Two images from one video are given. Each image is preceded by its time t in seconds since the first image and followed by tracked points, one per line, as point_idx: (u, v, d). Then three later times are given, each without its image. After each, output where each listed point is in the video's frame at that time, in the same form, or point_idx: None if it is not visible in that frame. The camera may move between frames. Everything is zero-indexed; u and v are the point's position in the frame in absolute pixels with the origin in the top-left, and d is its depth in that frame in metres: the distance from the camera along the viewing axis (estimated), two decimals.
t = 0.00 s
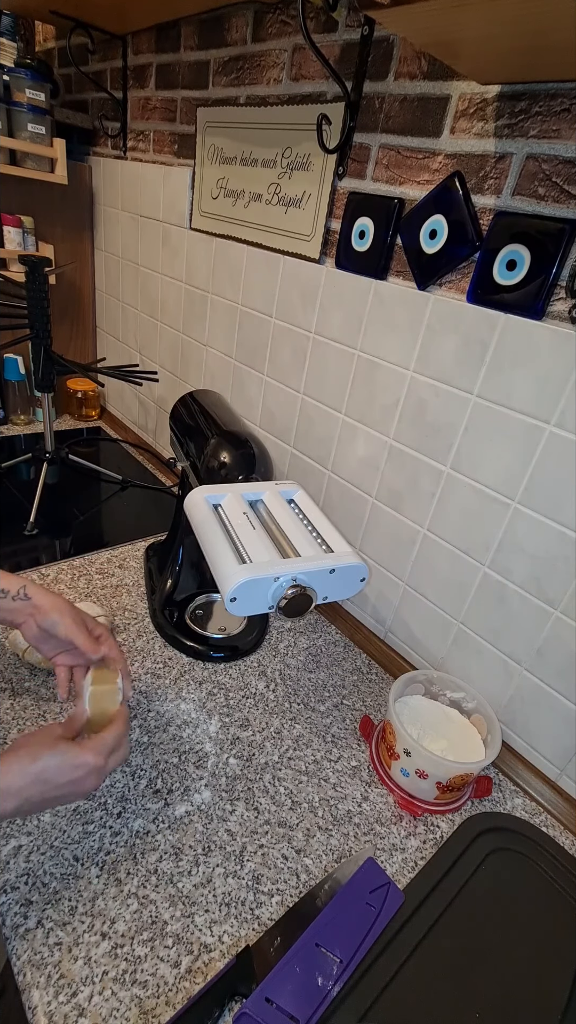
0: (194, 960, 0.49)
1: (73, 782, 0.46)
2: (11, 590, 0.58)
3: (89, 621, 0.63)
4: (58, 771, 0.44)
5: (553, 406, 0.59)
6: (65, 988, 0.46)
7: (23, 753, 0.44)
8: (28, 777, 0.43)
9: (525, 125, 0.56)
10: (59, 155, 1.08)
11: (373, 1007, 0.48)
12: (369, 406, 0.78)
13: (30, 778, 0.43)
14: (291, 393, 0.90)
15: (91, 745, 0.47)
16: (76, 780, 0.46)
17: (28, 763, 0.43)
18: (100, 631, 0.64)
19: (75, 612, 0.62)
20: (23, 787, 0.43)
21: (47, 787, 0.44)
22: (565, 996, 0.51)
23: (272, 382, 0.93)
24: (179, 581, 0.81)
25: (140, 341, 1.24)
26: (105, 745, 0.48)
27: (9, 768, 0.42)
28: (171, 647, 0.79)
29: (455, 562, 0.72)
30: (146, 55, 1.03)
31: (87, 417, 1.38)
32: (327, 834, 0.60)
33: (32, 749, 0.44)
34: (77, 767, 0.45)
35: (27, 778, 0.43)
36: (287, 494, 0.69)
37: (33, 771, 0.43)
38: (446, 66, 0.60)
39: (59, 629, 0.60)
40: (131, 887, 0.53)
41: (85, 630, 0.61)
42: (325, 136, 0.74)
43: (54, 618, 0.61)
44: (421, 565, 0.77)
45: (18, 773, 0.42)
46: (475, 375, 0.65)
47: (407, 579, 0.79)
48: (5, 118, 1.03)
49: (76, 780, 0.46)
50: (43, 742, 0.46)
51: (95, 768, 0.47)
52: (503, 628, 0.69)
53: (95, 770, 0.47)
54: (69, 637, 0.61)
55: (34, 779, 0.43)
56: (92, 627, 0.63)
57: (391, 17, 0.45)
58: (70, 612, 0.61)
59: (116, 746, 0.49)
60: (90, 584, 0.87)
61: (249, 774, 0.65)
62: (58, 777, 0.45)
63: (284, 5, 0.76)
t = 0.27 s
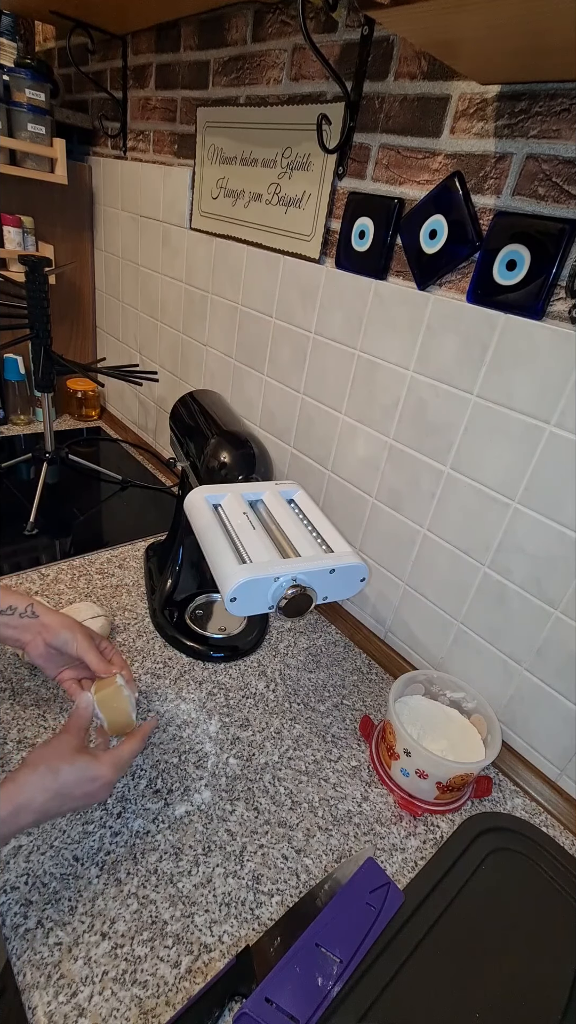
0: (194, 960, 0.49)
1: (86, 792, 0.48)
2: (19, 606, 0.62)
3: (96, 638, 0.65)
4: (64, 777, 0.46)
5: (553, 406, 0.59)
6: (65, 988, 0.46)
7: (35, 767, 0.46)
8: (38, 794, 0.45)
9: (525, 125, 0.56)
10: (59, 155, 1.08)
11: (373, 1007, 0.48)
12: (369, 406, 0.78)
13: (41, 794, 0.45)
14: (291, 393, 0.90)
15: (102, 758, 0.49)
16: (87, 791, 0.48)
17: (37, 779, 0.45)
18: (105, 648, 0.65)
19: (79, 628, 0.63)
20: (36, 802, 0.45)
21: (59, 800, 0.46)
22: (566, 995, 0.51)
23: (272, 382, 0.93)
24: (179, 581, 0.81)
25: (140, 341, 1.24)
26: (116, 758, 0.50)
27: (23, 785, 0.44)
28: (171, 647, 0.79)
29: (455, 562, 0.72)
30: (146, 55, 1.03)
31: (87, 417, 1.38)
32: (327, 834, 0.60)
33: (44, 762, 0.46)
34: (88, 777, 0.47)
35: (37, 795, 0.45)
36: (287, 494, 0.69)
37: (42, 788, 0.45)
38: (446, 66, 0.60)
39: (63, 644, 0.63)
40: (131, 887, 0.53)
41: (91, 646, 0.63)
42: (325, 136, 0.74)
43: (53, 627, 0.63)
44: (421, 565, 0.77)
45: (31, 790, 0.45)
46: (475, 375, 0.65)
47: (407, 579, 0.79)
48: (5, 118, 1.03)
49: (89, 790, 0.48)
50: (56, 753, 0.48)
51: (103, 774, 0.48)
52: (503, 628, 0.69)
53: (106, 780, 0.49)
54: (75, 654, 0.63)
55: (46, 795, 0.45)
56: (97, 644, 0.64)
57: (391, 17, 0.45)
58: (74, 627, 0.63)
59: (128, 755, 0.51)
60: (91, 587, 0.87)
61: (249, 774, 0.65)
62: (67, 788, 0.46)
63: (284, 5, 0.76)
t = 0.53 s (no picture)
0: (194, 960, 0.49)
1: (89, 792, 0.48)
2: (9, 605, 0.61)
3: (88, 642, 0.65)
4: (67, 774, 0.47)
5: (553, 406, 0.59)
6: (65, 988, 0.46)
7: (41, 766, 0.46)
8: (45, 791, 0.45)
9: (525, 125, 0.56)
10: (59, 155, 1.08)
11: (373, 1007, 0.48)
12: (369, 406, 0.78)
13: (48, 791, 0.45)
14: (291, 393, 0.90)
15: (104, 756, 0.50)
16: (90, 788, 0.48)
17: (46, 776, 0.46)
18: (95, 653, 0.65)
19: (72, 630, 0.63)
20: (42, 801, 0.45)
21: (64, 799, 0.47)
22: (566, 995, 0.51)
23: (272, 382, 0.93)
24: (179, 581, 0.81)
25: (140, 341, 1.24)
26: (117, 757, 0.51)
27: (32, 782, 0.44)
28: (171, 647, 0.79)
29: (455, 562, 0.72)
30: (146, 55, 1.02)
31: (87, 417, 1.38)
32: (327, 834, 0.60)
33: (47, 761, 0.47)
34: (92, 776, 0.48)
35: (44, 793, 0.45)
36: (287, 494, 0.69)
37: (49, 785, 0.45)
38: (446, 66, 0.60)
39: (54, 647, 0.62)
40: (131, 886, 0.53)
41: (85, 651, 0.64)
42: (325, 136, 0.74)
43: (50, 627, 0.62)
44: (421, 565, 0.77)
45: (39, 787, 0.45)
46: (475, 375, 0.65)
47: (407, 579, 0.79)
48: (5, 118, 1.03)
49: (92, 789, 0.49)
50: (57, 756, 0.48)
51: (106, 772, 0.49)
52: (503, 628, 0.69)
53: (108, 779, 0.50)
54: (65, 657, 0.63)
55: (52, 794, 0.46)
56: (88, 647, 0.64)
57: (391, 17, 0.45)
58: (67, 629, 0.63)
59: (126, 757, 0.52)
60: (91, 585, 0.87)
61: (249, 774, 0.65)
62: (70, 784, 0.47)
63: (284, 5, 0.76)
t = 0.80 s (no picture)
0: (194, 960, 0.49)
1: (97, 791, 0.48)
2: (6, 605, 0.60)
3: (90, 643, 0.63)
4: (75, 769, 0.45)
5: (553, 406, 0.59)
6: (65, 988, 0.46)
7: (47, 762, 0.45)
8: (51, 790, 0.44)
9: (525, 125, 0.56)
10: (59, 155, 1.08)
11: (373, 1007, 0.48)
12: (369, 406, 0.78)
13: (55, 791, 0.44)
14: (291, 393, 0.90)
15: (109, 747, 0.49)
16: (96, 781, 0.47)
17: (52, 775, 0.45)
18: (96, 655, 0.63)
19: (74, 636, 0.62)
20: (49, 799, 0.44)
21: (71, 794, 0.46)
22: (566, 995, 0.51)
23: (272, 382, 0.93)
24: (179, 581, 0.81)
25: (140, 341, 1.24)
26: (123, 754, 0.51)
27: (39, 782, 0.43)
28: (171, 647, 0.79)
29: (455, 562, 0.72)
30: (146, 55, 1.03)
31: (87, 417, 1.38)
32: (327, 835, 0.60)
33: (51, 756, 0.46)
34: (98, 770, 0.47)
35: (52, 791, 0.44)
36: (287, 494, 0.69)
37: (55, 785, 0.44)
38: (446, 66, 0.60)
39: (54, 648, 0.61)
40: (131, 886, 0.53)
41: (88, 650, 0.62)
42: (325, 136, 0.74)
43: (54, 629, 0.61)
44: (421, 565, 0.77)
45: (47, 785, 0.44)
46: (475, 375, 0.65)
47: (407, 580, 0.79)
48: (5, 118, 1.03)
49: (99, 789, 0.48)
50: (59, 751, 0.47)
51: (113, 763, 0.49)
52: (503, 628, 0.69)
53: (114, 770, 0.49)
54: (70, 659, 0.61)
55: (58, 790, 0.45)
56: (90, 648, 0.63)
57: (392, 17, 0.45)
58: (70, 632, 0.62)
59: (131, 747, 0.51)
60: (91, 585, 0.87)
61: (249, 774, 0.65)
62: (79, 779, 0.46)
63: (284, 5, 0.76)
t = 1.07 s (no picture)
0: (194, 960, 0.49)
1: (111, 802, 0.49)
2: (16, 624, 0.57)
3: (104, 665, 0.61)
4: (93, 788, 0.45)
5: (553, 406, 0.59)
6: (65, 988, 0.46)
7: (73, 775, 0.46)
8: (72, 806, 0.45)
9: (525, 125, 0.56)
10: (59, 155, 1.08)
11: (373, 1007, 0.48)
12: (369, 406, 0.78)
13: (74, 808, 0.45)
14: (291, 393, 0.90)
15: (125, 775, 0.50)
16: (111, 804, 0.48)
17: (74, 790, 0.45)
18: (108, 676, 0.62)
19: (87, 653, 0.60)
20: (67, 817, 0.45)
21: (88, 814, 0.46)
22: (566, 996, 0.51)
23: (271, 382, 0.93)
24: (179, 581, 0.81)
25: (140, 341, 1.24)
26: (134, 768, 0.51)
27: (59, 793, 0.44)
28: (171, 647, 0.79)
29: (455, 562, 0.72)
30: (146, 55, 1.02)
31: (87, 417, 1.38)
32: (327, 834, 0.60)
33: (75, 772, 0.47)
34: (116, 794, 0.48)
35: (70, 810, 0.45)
36: (287, 494, 0.69)
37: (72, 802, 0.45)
38: (446, 66, 0.60)
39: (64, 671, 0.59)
40: (131, 887, 0.53)
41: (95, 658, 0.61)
42: (325, 136, 0.74)
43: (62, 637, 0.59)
44: (421, 565, 0.77)
45: (73, 795, 0.45)
46: (475, 375, 0.65)
47: (407, 580, 0.79)
48: (5, 118, 1.03)
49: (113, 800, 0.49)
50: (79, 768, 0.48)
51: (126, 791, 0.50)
52: (503, 628, 0.69)
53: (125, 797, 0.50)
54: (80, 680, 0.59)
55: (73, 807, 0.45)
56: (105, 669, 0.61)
57: (392, 17, 0.45)
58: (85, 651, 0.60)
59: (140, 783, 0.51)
60: (91, 585, 0.87)
61: (249, 774, 0.65)
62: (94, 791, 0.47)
63: (284, 5, 0.76)
